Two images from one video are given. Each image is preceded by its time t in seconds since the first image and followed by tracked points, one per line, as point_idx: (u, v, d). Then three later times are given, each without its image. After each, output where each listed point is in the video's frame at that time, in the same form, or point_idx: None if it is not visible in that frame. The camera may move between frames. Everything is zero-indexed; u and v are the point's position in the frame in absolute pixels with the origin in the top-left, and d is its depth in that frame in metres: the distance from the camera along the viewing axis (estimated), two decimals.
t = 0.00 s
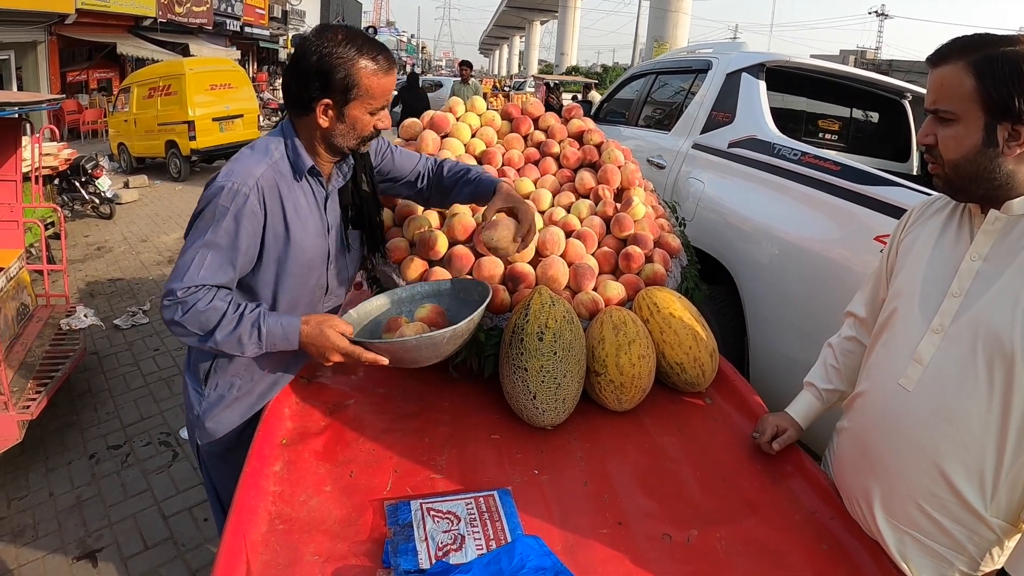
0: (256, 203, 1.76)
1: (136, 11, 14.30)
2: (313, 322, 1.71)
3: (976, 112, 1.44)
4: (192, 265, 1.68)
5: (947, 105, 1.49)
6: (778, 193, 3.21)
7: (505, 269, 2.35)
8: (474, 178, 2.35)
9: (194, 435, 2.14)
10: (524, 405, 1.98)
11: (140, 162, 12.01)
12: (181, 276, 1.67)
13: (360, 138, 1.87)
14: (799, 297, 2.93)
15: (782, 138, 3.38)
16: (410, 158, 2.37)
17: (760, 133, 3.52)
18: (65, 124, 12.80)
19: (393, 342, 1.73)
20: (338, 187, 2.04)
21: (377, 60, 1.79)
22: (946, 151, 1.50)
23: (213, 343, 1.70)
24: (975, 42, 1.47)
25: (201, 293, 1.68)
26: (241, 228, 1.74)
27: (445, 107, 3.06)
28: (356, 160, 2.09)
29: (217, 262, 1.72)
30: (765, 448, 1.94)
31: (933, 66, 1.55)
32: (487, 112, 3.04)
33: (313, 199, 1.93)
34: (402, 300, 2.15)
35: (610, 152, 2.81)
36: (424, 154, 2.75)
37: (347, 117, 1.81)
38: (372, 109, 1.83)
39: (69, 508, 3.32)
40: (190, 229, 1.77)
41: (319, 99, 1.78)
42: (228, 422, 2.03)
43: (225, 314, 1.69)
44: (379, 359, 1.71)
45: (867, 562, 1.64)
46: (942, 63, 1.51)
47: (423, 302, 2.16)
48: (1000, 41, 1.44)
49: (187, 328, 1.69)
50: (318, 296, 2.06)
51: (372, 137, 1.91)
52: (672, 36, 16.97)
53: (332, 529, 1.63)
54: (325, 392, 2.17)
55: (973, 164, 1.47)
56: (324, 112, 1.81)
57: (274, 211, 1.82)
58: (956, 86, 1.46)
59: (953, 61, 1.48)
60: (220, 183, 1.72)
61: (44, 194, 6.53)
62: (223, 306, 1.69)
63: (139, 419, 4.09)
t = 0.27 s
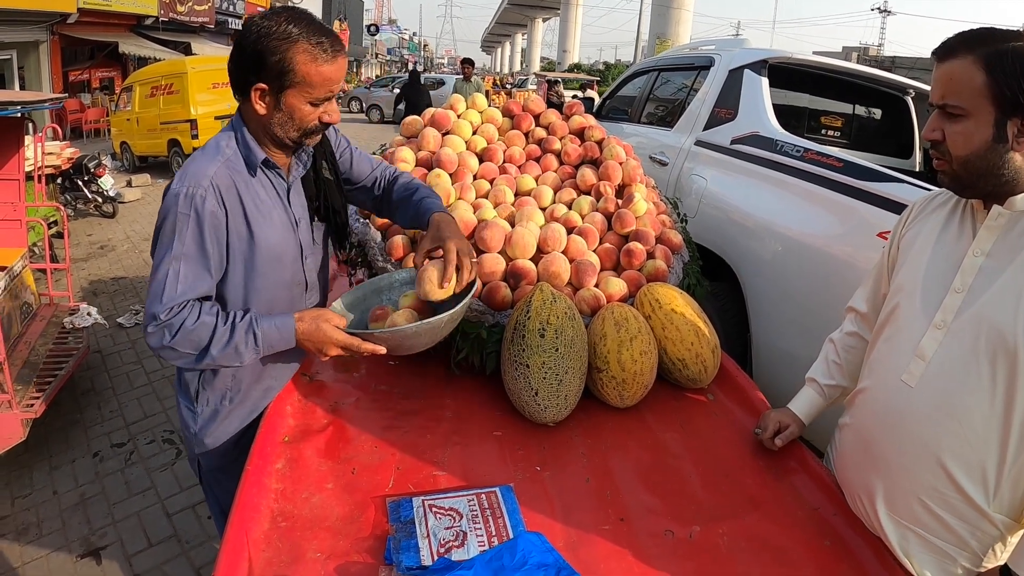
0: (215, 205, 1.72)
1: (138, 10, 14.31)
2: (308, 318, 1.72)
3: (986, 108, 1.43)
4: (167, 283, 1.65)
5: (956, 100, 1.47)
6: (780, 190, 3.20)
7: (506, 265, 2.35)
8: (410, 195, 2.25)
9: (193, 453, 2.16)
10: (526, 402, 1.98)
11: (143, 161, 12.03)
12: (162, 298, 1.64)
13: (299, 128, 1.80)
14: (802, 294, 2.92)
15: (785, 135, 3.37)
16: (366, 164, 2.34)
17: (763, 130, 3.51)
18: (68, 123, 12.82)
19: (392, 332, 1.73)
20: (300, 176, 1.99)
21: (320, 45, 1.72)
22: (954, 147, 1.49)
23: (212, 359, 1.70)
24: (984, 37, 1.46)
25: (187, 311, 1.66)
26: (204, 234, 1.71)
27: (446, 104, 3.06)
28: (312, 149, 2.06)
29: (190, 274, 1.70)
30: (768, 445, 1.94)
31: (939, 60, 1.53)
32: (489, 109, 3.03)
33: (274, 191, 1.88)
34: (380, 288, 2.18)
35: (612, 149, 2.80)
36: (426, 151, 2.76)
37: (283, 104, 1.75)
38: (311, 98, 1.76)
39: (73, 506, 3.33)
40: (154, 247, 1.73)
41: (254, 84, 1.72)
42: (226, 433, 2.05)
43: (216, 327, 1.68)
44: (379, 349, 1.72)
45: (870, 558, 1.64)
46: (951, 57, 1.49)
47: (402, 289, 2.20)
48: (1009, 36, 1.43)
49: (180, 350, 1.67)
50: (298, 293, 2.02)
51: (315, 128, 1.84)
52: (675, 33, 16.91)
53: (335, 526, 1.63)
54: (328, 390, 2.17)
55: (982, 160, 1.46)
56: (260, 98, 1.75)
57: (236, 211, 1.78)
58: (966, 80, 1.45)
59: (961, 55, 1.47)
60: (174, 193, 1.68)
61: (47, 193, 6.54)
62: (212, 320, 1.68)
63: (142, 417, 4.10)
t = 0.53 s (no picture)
0: (182, 219, 1.65)
1: (138, 9, 14.31)
2: (282, 334, 1.68)
3: (990, 104, 1.43)
4: (134, 304, 1.58)
5: (959, 96, 1.47)
6: (781, 187, 3.19)
7: (507, 263, 2.35)
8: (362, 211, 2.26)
9: (187, 475, 2.05)
10: (527, 400, 1.98)
11: (144, 160, 12.04)
12: (130, 320, 1.57)
13: (283, 125, 1.76)
14: (803, 292, 2.91)
15: (786, 133, 3.37)
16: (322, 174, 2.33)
17: (763, 128, 3.51)
18: (68, 122, 12.83)
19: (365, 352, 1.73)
20: (267, 179, 1.94)
21: (293, 37, 1.69)
22: (956, 144, 1.48)
23: (185, 380, 1.64)
24: (987, 33, 1.45)
25: (157, 331, 1.59)
26: (171, 250, 1.63)
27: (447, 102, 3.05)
28: (278, 150, 2.03)
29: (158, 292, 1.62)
30: (769, 442, 1.94)
31: (942, 57, 1.53)
32: (489, 108, 3.03)
33: (244, 197, 1.82)
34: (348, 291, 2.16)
35: (612, 147, 2.81)
36: (426, 150, 2.76)
37: (267, 105, 1.70)
38: (293, 92, 1.72)
39: (74, 504, 3.34)
40: (116, 266, 1.64)
41: (233, 89, 1.65)
42: (225, 451, 1.96)
43: (188, 347, 1.62)
44: (352, 366, 1.71)
45: (871, 555, 1.64)
46: (954, 53, 1.49)
47: (368, 291, 2.19)
48: (1011, 33, 1.43)
49: (152, 372, 1.61)
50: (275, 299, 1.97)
51: (295, 123, 1.80)
52: (676, 31, 16.90)
53: (335, 523, 1.64)
54: (328, 388, 2.17)
55: (985, 157, 1.45)
56: (240, 103, 1.68)
57: (205, 222, 1.70)
58: (970, 77, 1.44)
59: (965, 52, 1.46)
60: (136, 209, 1.60)
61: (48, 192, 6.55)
62: (184, 340, 1.62)
63: (143, 416, 4.10)
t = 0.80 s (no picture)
0: (181, 207, 1.63)
1: (139, 7, 14.30)
2: (257, 333, 1.66)
3: (992, 101, 1.42)
4: (119, 283, 1.56)
5: (960, 93, 1.46)
6: (782, 185, 3.18)
7: (509, 260, 2.34)
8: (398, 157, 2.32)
9: (186, 471, 2.04)
10: (529, 397, 1.98)
11: (144, 158, 12.04)
12: (110, 298, 1.55)
13: (293, 119, 1.76)
14: (804, 290, 2.91)
15: (788, 130, 3.36)
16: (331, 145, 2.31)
17: (765, 125, 3.50)
18: (69, 120, 12.83)
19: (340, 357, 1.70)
20: (274, 175, 1.95)
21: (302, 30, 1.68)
22: (957, 141, 1.48)
23: (157, 365, 1.62)
24: (989, 30, 1.45)
25: (136, 313, 1.58)
26: (166, 236, 1.61)
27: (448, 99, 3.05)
28: (287, 144, 2.01)
29: (145, 275, 1.60)
30: (770, 440, 1.94)
31: (943, 54, 1.52)
32: (491, 105, 3.03)
33: (249, 191, 1.81)
34: (335, 296, 2.13)
35: (614, 144, 2.81)
36: (428, 147, 2.75)
37: (278, 100, 1.69)
38: (303, 86, 1.72)
39: (75, 502, 3.34)
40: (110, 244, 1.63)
41: (246, 84, 1.64)
42: (219, 447, 1.93)
43: (165, 333, 1.60)
44: (324, 370, 1.67)
45: (872, 553, 1.63)
46: (955, 50, 1.49)
47: (354, 298, 2.16)
48: (1013, 30, 1.43)
49: (126, 352, 1.59)
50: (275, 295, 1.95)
51: (305, 115, 1.80)
52: (677, 29, 16.88)
53: (337, 521, 1.63)
54: (329, 385, 2.17)
55: (986, 154, 1.45)
56: (252, 98, 1.67)
57: (205, 213, 1.69)
58: (971, 74, 1.44)
59: (966, 49, 1.46)
60: (137, 191, 1.58)
61: (49, 190, 6.55)
62: (161, 325, 1.60)
63: (144, 413, 4.11)
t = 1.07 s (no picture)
0: (203, 185, 1.78)
1: (135, 6, 14.26)
2: (250, 313, 1.75)
3: (985, 99, 1.42)
4: (138, 243, 1.73)
5: (954, 90, 1.46)
6: (780, 183, 3.18)
7: (505, 259, 2.34)
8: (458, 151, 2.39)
9: (182, 439, 2.17)
10: (525, 395, 1.98)
11: (141, 157, 12.01)
12: (128, 254, 1.73)
13: (328, 118, 1.87)
14: (801, 288, 2.91)
15: (785, 128, 3.36)
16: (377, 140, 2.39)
17: (762, 123, 3.50)
18: (66, 120, 12.79)
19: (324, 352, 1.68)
20: (302, 171, 2.03)
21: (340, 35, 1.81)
22: (951, 138, 1.48)
23: (156, 322, 1.76)
24: (983, 27, 1.44)
25: (146, 271, 1.73)
26: (185, 208, 1.76)
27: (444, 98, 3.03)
28: (319, 145, 2.08)
29: (161, 240, 1.76)
30: (768, 438, 1.93)
31: (937, 51, 1.52)
32: (487, 103, 3.02)
33: (273, 181, 1.93)
34: (352, 291, 2.12)
35: (611, 142, 2.81)
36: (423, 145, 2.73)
37: (315, 100, 1.81)
38: (338, 87, 1.84)
39: (73, 502, 3.33)
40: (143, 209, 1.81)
41: (286, 84, 1.76)
42: (211, 422, 2.05)
43: (168, 294, 1.74)
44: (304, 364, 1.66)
45: (869, 552, 1.63)
46: (949, 47, 1.48)
47: (370, 299, 2.12)
48: (1007, 27, 1.43)
49: (133, 305, 1.75)
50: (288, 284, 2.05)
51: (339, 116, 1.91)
52: (675, 26, 16.87)
53: (333, 520, 1.63)
54: (326, 384, 2.17)
55: (980, 152, 1.45)
56: (291, 96, 1.79)
57: (226, 193, 1.82)
58: (964, 70, 1.44)
59: (960, 45, 1.45)
60: (168, 164, 1.75)
61: (45, 190, 6.52)
62: (166, 287, 1.74)
63: (142, 413, 4.10)
